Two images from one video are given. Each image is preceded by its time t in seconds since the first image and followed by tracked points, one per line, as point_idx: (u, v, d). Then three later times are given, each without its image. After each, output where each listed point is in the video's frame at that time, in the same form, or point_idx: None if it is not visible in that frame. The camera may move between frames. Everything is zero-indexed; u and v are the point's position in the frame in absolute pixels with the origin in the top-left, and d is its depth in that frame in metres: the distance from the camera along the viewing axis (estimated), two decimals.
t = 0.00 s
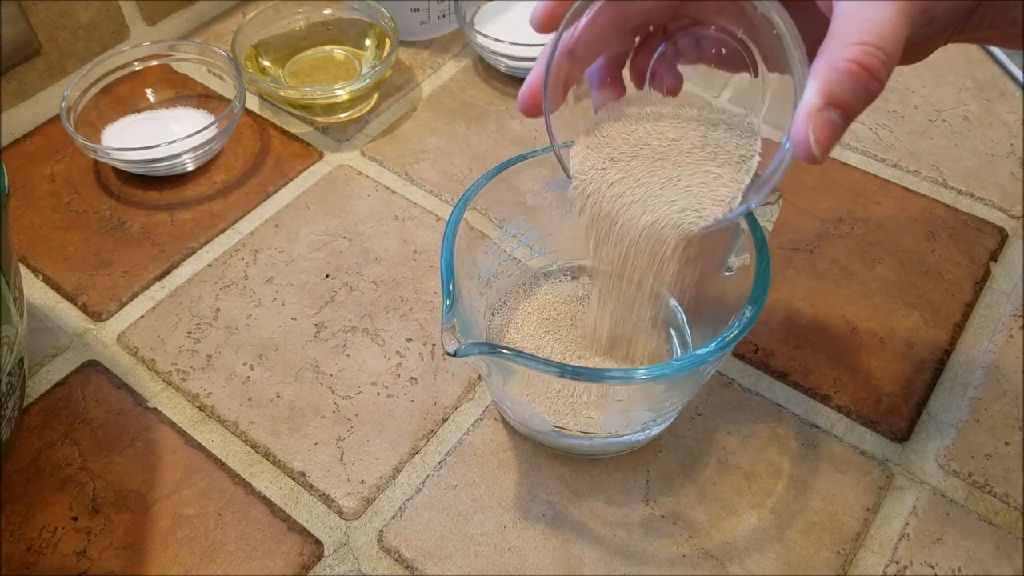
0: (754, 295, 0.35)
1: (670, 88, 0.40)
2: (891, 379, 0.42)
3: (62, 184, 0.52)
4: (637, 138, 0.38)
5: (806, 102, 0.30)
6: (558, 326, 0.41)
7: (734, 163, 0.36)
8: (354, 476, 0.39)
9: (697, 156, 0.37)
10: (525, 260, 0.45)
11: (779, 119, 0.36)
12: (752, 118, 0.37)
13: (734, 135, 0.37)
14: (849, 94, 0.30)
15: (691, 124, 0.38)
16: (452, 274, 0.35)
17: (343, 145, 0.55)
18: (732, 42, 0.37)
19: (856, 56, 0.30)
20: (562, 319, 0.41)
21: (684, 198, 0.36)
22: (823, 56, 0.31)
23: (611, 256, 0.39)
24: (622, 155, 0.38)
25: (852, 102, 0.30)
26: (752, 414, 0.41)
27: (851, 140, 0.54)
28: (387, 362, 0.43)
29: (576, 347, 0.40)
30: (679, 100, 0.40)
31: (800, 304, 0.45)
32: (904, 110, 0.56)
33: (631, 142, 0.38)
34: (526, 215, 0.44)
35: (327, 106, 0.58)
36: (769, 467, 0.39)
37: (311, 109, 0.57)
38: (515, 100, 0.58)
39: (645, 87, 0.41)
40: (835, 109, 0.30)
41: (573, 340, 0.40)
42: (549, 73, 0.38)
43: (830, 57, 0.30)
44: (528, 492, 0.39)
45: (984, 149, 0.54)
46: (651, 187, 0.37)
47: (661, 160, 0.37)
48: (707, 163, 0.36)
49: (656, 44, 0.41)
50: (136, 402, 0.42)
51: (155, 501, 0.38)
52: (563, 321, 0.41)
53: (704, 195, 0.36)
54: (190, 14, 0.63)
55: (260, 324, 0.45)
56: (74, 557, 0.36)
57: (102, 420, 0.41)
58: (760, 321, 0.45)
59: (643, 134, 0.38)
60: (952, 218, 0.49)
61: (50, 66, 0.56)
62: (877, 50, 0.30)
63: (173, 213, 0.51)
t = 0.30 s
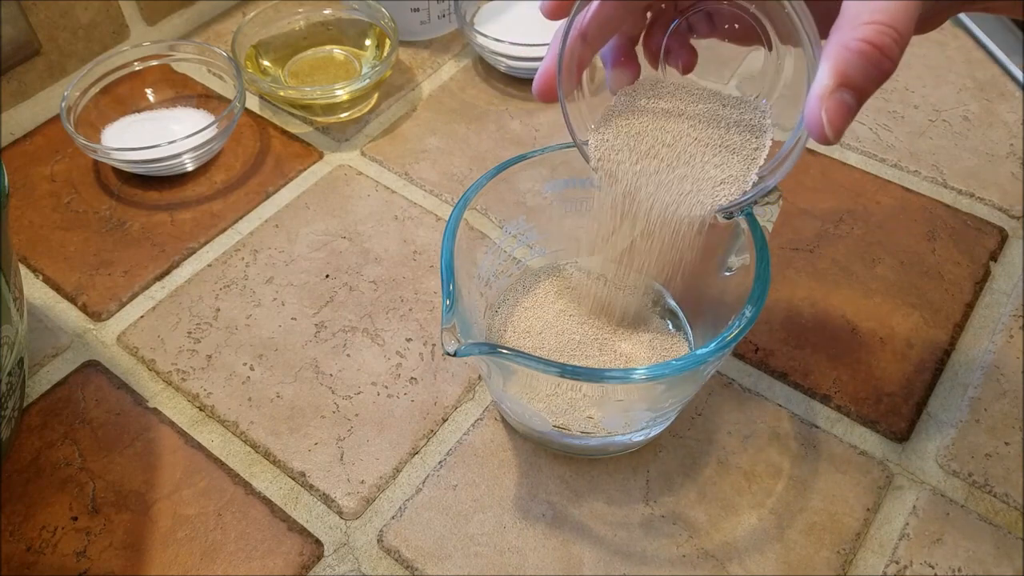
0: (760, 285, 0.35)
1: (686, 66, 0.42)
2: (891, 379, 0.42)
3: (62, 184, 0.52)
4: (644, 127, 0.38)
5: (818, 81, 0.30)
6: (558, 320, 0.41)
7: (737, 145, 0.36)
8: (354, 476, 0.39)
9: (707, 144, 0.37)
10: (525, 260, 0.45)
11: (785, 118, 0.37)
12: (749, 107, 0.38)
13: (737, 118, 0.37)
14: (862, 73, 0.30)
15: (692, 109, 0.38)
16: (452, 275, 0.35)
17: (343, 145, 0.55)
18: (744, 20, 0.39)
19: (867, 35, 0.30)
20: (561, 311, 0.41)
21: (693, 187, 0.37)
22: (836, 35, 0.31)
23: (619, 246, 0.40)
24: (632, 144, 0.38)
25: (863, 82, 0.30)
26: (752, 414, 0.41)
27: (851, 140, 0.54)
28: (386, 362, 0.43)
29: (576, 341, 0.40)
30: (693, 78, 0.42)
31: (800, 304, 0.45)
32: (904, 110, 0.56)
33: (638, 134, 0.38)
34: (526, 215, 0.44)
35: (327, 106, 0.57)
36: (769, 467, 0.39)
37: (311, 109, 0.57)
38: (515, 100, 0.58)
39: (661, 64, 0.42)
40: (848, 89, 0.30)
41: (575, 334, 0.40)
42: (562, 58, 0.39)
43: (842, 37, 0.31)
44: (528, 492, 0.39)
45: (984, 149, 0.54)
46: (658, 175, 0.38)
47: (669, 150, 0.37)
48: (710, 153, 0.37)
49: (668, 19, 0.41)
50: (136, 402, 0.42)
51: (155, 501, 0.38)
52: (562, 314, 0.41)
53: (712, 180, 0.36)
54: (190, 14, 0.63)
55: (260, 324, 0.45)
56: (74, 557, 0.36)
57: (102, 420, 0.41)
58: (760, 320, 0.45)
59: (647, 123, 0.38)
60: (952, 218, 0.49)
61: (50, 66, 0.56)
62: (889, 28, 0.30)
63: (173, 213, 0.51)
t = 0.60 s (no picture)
0: (760, 282, 0.35)
1: (681, 57, 0.41)
2: (891, 380, 0.42)
3: (62, 184, 0.52)
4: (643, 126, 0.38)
5: (809, 86, 0.30)
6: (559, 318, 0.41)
7: (729, 141, 0.37)
8: (354, 476, 0.39)
9: (703, 142, 0.37)
10: (525, 260, 0.45)
11: (777, 118, 0.36)
12: (740, 105, 0.38)
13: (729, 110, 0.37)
14: (854, 76, 0.30)
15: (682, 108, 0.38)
16: (452, 275, 0.35)
17: (343, 145, 0.55)
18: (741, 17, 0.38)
19: (861, 37, 0.30)
20: (562, 308, 0.41)
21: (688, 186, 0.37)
22: (828, 36, 0.31)
23: (613, 245, 0.40)
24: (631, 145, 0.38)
25: (855, 85, 0.30)
26: (752, 414, 0.41)
27: (851, 140, 0.54)
28: (386, 362, 0.43)
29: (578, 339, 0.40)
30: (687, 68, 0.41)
31: (800, 304, 0.45)
32: (904, 110, 0.56)
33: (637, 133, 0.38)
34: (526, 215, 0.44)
35: (327, 106, 0.57)
36: (769, 467, 0.39)
37: (311, 109, 0.57)
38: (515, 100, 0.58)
39: (653, 55, 0.41)
40: (838, 92, 0.30)
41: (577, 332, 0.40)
42: (552, 52, 0.39)
43: (834, 38, 0.30)
44: (528, 492, 0.39)
45: (984, 149, 0.54)
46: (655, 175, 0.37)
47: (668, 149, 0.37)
48: (703, 152, 0.37)
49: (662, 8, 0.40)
50: (136, 402, 0.42)
51: (155, 501, 0.38)
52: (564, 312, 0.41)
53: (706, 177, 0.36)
54: (190, 14, 0.63)
55: (260, 324, 0.45)
56: (74, 557, 0.36)
57: (102, 420, 0.41)
58: (760, 320, 0.45)
59: (645, 120, 0.38)
60: (952, 218, 0.49)
61: (50, 66, 0.56)
62: (883, 30, 0.30)
63: (173, 212, 0.51)
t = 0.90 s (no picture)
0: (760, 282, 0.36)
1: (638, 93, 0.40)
2: (891, 380, 0.42)
3: (62, 184, 0.52)
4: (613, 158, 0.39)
5: (767, 182, 0.30)
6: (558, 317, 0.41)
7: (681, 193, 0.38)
8: (354, 476, 0.39)
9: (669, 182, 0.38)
10: (525, 260, 0.45)
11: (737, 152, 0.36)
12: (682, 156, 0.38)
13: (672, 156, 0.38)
14: (812, 171, 0.29)
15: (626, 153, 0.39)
16: (452, 274, 0.35)
17: (343, 145, 0.55)
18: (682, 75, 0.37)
19: (819, 133, 0.29)
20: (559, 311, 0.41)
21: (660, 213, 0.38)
22: (786, 128, 0.30)
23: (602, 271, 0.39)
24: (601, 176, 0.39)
25: (812, 177, 0.29)
26: (752, 414, 0.41)
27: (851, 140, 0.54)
28: (386, 362, 0.43)
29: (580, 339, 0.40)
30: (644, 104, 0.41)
31: (799, 304, 0.45)
32: (904, 110, 0.56)
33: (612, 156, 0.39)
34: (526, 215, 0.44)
35: (327, 106, 0.57)
36: (769, 467, 0.39)
37: (311, 109, 0.57)
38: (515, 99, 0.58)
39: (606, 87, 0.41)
40: (797, 187, 0.29)
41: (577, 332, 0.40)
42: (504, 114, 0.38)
43: (794, 128, 0.29)
44: (528, 492, 0.39)
45: (984, 149, 0.54)
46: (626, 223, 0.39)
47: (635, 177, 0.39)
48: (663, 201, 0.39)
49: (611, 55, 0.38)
50: (136, 401, 0.42)
51: (155, 501, 0.38)
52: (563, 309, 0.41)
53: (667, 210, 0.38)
54: (190, 15, 0.63)
55: (261, 324, 0.45)
56: (74, 557, 0.36)
57: (102, 420, 0.41)
58: (760, 321, 0.45)
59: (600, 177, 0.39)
60: (952, 218, 0.49)
61: (50, 66, 0.56)
62: (842, 122, 0.29)
63: (173, 212, 0.51)
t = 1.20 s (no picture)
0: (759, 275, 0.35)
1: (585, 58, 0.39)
2: (891, 380, 0.42)
3: (62, 184, 0.52)
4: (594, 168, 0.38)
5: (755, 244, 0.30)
6: (563, 320, 0.41)
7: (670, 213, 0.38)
8: (354, 476, 0.39)
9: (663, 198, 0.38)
10: (526, 260, 0.45)
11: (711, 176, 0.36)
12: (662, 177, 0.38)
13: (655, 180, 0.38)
14: (801, 236, 0.29)
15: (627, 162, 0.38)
16: (452, 275, 0.35)
17: (343, 145, 0.55)
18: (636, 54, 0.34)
19: (810, 204, 0.28)
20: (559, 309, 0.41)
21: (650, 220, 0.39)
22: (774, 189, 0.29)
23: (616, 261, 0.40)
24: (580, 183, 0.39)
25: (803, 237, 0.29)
26: (752, 414, 0.41)
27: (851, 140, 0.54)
28: (386, 362, 0.43)
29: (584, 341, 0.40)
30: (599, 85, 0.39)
31: (799, 304, 0.45)
32: (904, 110, 0.56)
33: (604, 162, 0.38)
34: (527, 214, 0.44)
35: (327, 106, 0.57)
36: (769, 467, 0.39)
37: (311, 109, 0.57)
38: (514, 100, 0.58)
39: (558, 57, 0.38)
40: (786, 249, 0.30)
41: (582, 335, 0.40)
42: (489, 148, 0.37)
43: (783, 195, 0.29)
44: (528, 492, 0.39)
45: (984, 149, 0.54)
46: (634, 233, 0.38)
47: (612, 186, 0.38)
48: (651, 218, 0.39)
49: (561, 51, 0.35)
50: (136, 402, 0.42)
51: (155, 501, 0.38)
52: (567, 311, 0.41)
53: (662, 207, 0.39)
54: (190, 15, 0.63)
55: (261, 324, 0.45)
56: (74, 557, 0.36)
57: (102, 420, 0.41)
58: (760, 321, 0.45)
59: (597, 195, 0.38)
60: (952, 218, 0.49)
61: (50, 66, 0.56)
62: (833, 191, 0.29)
63: (173, 212, 0.51)
